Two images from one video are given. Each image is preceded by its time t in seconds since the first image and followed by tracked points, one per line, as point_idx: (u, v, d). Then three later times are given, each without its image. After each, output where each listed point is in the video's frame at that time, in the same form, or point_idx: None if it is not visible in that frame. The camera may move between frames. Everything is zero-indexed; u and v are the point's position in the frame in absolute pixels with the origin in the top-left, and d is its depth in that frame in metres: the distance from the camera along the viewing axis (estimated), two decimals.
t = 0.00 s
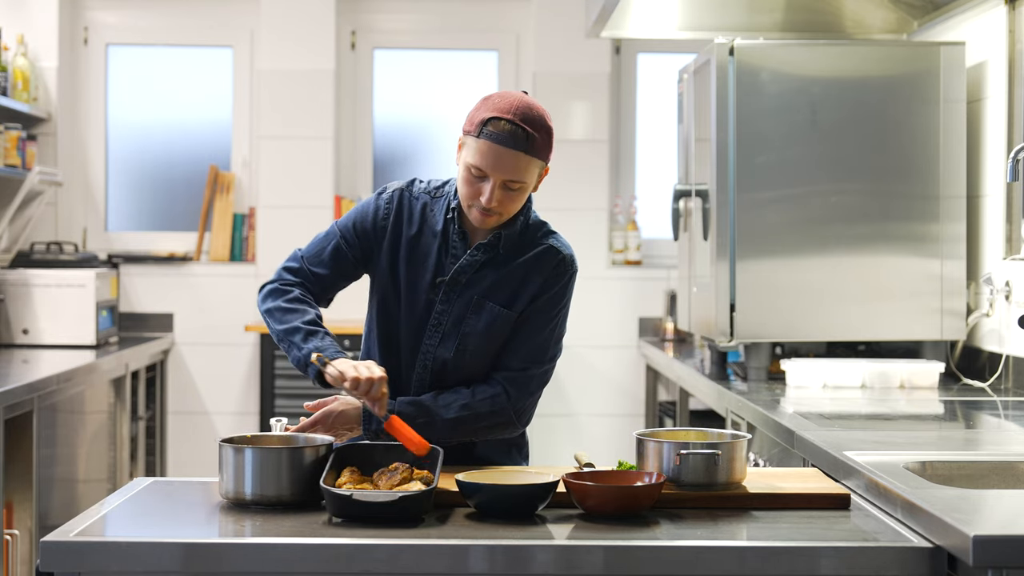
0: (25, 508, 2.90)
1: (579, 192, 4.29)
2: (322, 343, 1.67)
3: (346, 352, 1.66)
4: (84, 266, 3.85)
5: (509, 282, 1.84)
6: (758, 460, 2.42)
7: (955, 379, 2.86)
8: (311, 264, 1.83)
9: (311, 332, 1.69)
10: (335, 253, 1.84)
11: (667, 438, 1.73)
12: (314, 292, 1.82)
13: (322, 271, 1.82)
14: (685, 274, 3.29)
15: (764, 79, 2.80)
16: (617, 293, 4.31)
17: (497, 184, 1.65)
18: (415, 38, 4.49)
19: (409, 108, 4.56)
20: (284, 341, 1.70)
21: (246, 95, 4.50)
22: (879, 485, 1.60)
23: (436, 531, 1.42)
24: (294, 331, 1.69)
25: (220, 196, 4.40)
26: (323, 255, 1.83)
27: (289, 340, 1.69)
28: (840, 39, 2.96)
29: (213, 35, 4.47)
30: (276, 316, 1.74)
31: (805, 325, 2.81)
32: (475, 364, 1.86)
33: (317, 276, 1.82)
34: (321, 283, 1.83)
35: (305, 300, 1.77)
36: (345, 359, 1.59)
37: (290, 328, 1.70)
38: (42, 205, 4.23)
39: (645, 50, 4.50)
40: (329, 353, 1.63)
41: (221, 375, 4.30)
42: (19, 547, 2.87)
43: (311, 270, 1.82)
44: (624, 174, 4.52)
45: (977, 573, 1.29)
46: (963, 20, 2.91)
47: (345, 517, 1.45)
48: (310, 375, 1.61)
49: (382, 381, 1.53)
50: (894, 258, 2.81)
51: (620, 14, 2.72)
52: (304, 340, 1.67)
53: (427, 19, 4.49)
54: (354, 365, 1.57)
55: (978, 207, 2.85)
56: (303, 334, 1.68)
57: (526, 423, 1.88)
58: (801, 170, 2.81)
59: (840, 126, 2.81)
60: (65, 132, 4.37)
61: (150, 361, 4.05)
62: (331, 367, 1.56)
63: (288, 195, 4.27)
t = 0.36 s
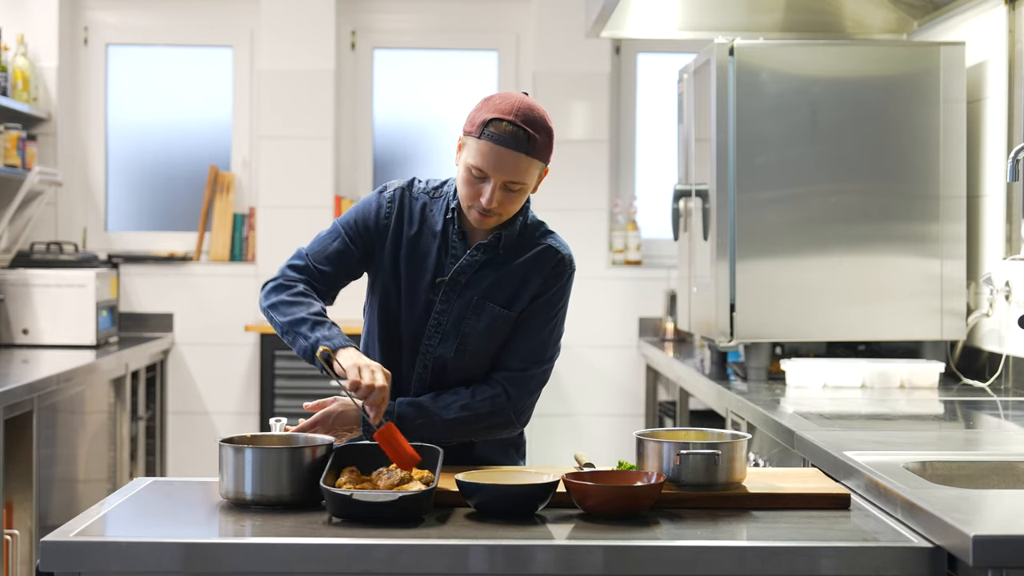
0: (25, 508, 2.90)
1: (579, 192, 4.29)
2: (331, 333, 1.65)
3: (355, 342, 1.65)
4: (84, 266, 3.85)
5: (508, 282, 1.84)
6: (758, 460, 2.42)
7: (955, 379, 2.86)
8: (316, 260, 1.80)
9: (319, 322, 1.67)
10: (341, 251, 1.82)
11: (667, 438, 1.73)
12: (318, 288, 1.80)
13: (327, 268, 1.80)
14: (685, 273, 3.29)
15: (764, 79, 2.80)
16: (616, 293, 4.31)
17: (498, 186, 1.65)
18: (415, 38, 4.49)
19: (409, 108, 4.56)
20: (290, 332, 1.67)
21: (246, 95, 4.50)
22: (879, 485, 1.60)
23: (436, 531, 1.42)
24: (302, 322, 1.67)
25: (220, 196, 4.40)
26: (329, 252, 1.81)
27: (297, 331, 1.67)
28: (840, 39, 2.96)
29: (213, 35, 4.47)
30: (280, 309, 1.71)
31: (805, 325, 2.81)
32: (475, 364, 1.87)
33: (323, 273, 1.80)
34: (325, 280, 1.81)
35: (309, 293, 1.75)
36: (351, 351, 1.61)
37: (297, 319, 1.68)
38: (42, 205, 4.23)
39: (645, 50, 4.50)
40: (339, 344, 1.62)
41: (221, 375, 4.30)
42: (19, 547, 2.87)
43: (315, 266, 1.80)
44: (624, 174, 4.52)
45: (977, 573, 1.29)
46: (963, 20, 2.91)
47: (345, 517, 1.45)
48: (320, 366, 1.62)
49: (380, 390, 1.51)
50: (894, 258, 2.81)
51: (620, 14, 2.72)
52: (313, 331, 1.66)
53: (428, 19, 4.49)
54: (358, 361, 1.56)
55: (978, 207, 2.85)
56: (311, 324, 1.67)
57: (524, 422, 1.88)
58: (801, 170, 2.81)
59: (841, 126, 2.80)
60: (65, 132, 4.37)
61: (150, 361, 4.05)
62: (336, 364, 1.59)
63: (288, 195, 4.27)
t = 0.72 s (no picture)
0: (25, 508, 2.90)
1: (579, 192, 4.29)
2: (338, 340, 1.66)
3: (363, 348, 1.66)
4: (84, 266, 3.85)
5: (505, 282, 1.84)
6: (758, 460, 2.42)
7: (955, 379, 2.86)
8: (314, 264, 1.80)
9: (326, 331, 1.69)
10: (336, 254, 1.82)
11: (667, 438, 1.73)
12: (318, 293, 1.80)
13: (325, 272, 1.81)
14: (685, 274, 3.29)
15: (764, 79, 2.80)
16: (616, 293, 4.31)
17: (493, 184, 1.65)
18: (415, 38, 4.49)
19: (409, 109, 4.56)
20: (296, 342, 1.68)
21: (246, 95, 4.50)
22: (879, 485, 1.60)
23: (436, 531, 1.42)
24: (308, 331, 1.68)
25: (220, 196, 4.40)
26: (326, 256, 1.81)
27: (303, 340, 1.68)
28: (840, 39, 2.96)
29: (213, 35, 4.47)
30: (283, 316, 1.72)
31: (805, 325, 2.81)
32: (473, 364, 1.87)
33: (321, 277, 1.80)
34: (324, 285, 1.81)
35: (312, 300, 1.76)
36: (367, 359, 1.61)
37: (303, 327, 1.69)
38: (42, 205, 4.23)
39: (645, 50, 4.50)
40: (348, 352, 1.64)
41: (221, 375, 4.30)
42: (19, 547, 2.87)
43: (313, 271, 1.80)
44: (624, 174, 4.52)
45: (977, 573, 1.29)
46: (963, 20, 2.91)
47: (345, 517, 1.45)
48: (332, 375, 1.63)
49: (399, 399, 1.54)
50: (894, 258, 2.81)
51: (620, 14, 2.72)
52: (320, 340, 1.67)
53: (428, 19, 4.49)
54: (375, 369, 1.58)
55: (978, 207, 2.85)
56: (318, 333, 1.68)
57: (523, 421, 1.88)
58: (800, 170, 2.81)
59: (840, 127, 2.80)
60: (65, 132, 4.37)
61: (150, 361, 4.05)
62: (353, 371, 1.59)
63: (288, 195, 4.27)
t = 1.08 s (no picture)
0: (25, 508, 2.90)
1: (579, 192, 4.29)
2: (320, 343, 1.68)
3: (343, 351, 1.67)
4: (84, 266, 3.85)
5: (499, 280, 1.83)
6: (758, 460, 2.42)
7: (955, 379, 2.86)
8: (300, 265, 1.81)
9: (308, 331, 1.70)
10: (324, 255, 1.82)
11: (667, 438, 1.73)
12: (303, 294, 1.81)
13: (311, 273, 1.81)
14: (685, 274, 3.29)
15: (764, 80, 2.80)
16: (616, 293, 4.31)
17: (482, 180, 1.64)
18: (415, 38, 4.49)
19: (409, 109, 4.56)
20: (280, 343, 1.70)
21: (246, 95, 4.50)
22: (879, 485, 1.60)
23: (436, 531, 1.41)
24: (291, 332, 1.70)
25: (221, 196, 4.40)
26: (312, 256, 1.81)
27: (286, 341, 1.70)
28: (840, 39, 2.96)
29: (213, 35, 4.47)
30: (268, 317, 1.73)
31: (805, 325, 2.81)
32: (469, 362, 1.87)
33: (306, 278, 1.80)
34: (309, 286, 1.81)
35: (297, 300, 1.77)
36: (344, 363, 1.63)
37: (286, 328, 1.71)
38: (42, 205, 4.23)
39: (645, 50, 4.50)
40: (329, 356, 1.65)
41: (221, 375, 4.30)
42: (19, 547, 2.87)
43: (298, 271, 1.80)
44: (624, 174, 4.52)
45: (978, 573, 1.29)
46: (963, 20, 2.91)
47: (345, 517, 1.45)
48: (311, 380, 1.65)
49: (372, 401, 1.54)
50: (894, 258, 2.81)
51: (620, 14, 2.72)
52: (302, 341, 1.68)
53: (428, 19, 4.49)
54: (348, 373, 1.59)
55: (978, 207, 2.85)
56: (300, 334, 1.69)
57: (523, 419, 1.88)
58: (801, 170, 2.81)
59: (839, 126, 2.80)
60: (65, 132, 4.37)
61: (150, 361, 4.05)
62: (329, 378, 1.61)
63: (288, 195, 4.27)
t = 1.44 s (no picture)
0: (25, 508, 2.90)
1: (579, 192, 4.29)
2: (297, 325, 1.66)
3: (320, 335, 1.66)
4: (84, 266, 3.85)
5: (488, 277, 1.84)
6: (758, 460, 2.42)
7: (955, 379, 2.86)
8: (281, 259, 1.81)
9: (286, 316, 1.68)
10: (307, 250, 1.83)
11: (668, 438, 1.73)
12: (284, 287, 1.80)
13: (292, 267, 1.81)
14: (685, 274, 3.29)
15: (764, 80, 2.80)
16: (616, 293, 4.31)
17: (464, 177, 1.65)
18: (414, 38, 4.49)
19: (409, 109, 4.56)
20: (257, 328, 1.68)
21: (246, 95, 4.50)
22: (879, 485, 1.60)
23: (436, 531, 1.41)
24: (268, 317, 1.68)
25: (220, 196, 4.40)
26: (295, 251, 1.82)
27: (264, 325, 1.67)
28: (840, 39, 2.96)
29: (213, 35, 4.47)
30: (247, 304, 1.71)
31: (805, 325, 2.81)
32: (461, 361, 1.86)
33: (288, 270, 1.81)
34: (291, 279, 1.82)
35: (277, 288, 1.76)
36: (320, 342, 1.61)
37: (264, 313, 1.68)
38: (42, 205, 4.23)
39: (645, 50, 4.50)
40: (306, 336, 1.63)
41: (221, 375, 4.30)
42: (19, 548, 2.87)
43: (280, 264, 1.81)
44: (624, 174, 4.52)
45: (978, 573, 1.29)
46: (962, 20, 2.91)
47: (345, 517, 1.45)
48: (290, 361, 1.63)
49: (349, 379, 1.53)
50: (893, 258, 2.81)
51: (620, 14, 2.72)
52: (280, 324, 1.66)
53: (428, 19, 4.49)
54: (326, 352, 1.57)
55: (978, 207, 2.85)
56: (278, 318, 1.68)
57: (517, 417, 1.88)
58: (801, 170, 2.80)
59: (838, 126, 2.80)
60: (65, 132, 4.37)
61: (150, 361, 4.06)
62: (305, 356, 1.59)
63: (288, 195, 4.27)
